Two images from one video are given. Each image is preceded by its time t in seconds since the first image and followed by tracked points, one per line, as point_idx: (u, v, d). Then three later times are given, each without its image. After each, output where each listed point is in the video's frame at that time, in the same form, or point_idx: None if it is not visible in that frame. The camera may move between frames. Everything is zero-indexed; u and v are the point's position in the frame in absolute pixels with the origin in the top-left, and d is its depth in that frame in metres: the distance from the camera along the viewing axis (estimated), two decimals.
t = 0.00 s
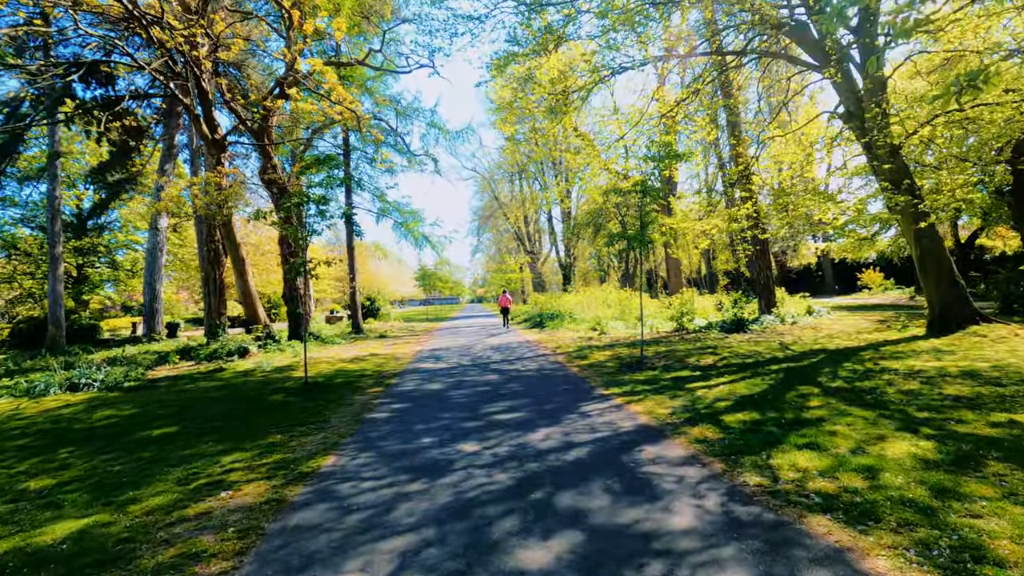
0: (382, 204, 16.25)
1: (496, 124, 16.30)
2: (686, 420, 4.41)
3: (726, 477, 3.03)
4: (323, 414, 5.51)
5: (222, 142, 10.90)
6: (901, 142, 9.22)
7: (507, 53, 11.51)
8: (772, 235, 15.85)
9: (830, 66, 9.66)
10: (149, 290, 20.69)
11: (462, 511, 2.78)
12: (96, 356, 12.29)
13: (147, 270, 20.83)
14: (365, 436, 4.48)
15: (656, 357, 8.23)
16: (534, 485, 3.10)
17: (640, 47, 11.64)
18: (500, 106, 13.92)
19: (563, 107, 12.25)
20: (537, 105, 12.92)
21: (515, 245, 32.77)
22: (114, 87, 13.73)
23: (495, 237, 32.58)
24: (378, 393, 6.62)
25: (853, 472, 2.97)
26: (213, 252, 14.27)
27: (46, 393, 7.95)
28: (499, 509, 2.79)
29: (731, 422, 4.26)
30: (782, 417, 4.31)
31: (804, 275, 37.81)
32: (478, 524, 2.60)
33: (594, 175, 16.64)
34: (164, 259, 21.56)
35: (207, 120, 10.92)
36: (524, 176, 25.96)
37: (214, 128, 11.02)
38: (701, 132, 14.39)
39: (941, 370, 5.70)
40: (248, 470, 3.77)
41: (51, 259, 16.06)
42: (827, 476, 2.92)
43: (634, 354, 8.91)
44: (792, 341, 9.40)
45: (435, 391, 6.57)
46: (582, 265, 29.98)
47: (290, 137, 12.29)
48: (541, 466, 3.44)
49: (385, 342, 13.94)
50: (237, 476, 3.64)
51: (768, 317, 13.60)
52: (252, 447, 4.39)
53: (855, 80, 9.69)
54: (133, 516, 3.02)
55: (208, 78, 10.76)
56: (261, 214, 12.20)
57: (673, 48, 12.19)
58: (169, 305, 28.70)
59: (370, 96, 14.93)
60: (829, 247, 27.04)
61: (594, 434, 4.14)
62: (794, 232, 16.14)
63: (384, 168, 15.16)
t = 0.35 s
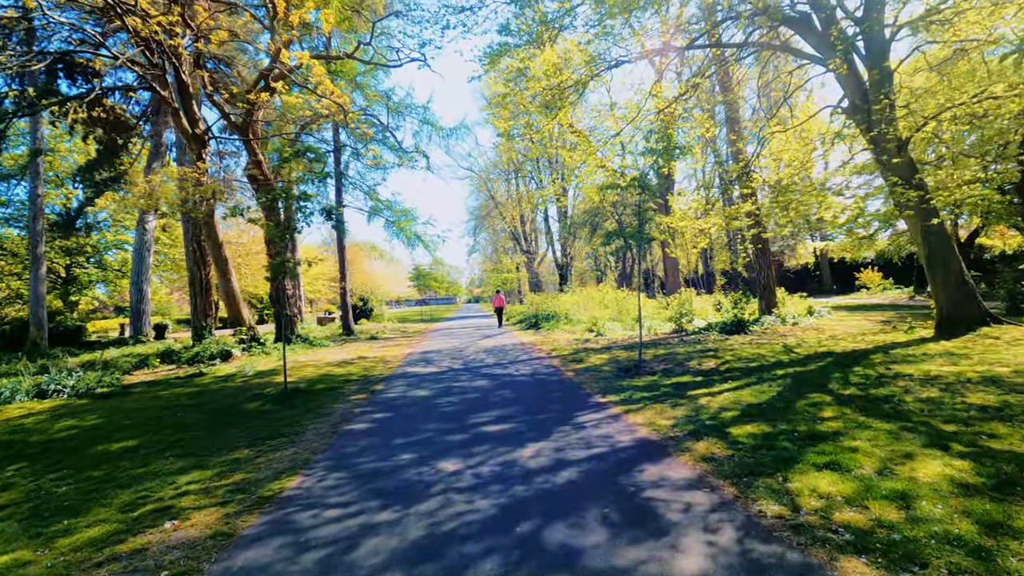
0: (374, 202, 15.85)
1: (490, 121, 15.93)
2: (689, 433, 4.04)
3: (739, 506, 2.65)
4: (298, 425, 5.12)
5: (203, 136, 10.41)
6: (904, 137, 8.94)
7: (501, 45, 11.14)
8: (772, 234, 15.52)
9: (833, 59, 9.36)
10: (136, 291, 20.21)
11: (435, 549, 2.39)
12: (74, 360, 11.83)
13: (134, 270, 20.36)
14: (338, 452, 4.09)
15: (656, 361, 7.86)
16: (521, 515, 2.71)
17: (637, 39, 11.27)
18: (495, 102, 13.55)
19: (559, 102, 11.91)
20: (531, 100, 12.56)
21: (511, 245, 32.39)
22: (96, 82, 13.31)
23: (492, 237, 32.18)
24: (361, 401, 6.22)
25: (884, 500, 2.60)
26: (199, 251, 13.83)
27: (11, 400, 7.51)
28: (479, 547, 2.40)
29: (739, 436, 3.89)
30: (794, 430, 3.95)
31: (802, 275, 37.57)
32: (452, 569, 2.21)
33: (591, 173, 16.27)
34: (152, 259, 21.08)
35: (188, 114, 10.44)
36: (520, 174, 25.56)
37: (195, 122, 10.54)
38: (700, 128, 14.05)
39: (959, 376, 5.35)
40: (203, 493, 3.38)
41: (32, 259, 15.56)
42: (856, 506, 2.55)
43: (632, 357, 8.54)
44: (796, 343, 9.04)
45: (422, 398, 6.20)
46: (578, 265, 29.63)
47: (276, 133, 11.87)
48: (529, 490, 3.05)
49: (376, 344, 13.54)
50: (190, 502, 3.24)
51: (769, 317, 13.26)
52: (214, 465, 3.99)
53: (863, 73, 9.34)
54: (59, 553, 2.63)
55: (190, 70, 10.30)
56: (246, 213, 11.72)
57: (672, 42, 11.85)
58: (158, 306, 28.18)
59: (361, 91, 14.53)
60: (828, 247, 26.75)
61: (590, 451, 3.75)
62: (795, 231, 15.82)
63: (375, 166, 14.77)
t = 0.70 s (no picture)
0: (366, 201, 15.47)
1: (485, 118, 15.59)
2: (700, 443, 3.68)
3: (766, 533, 2.30)
4: (276, 434, 4.74)
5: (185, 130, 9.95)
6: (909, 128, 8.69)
7: (496, 37, 10.79)
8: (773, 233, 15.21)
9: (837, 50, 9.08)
10: (124, 292, 19.73)
11: None
12: (54, 363, 11.40)
13: (120, 271, 19.86)
14: (314, 465, 3.72)
15: (658, 363, 7.52)
16: (515, 544, 2.35)
17: (636, 29, 10.91)
18: (490, 97, 13.20)
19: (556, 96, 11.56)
20: (527, 94, 12.22)
21: (508, 245, 32.02)
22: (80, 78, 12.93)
23: (488, 237, 31.81)
24: (346, 406, 5.85)
25: (933, 525, 2.26)
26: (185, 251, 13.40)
27: None
28: None
29: (753, 446, 3.56)
30: (816, 439, 3.60)
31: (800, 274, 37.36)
32: None
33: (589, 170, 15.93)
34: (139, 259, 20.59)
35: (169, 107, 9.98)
36: (516, 173, 25.20)
37: (177, 116, 10.08)
38: (700, 124, 13.73)
39: (986, 379, 5.00)
40: (158, 515, 3.01)
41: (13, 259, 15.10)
42: (903, 534, 2.21)
43: (633, 359, 8.18)
44: (802, 344, 8.71)
45: (411, 403, 5.83)
46: (575, 265, 29.30)
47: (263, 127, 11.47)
48: (523, 513, 2.69)
49: (368, 345, 13.19)
50: (140, 526, 2.87)
51: (772, 317, 12.96)
52: (177, 481, 3.62)
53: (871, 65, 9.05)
54: None
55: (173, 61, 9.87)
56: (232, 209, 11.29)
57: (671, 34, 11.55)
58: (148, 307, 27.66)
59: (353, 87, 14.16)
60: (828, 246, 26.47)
61: (592, 464, 3.40)
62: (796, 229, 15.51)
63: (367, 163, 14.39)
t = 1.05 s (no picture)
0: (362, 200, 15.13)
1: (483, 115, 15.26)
2: (719, 463, 3.33)
3: None
4: (255, 450, 4.39)
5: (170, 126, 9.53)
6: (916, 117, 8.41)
7: (493, 30, 10.44)
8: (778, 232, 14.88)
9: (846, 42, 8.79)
10: (115, 294, 19.32)
11: None
12: (37, 367, 11.03)
13: (111, 272, 19.44)
14: (290, 488, 3.36)
15: (663, 368, 7.17)
16: None
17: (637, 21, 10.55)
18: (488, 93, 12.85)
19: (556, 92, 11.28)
20: (526, 90, 11.91)
21: (506, 245, 31.66)
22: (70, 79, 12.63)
23: (487, 238, 31.46)
24: (333, 417, 5.48)
25: None
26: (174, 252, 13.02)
27: None
28: None
29: (777, 468, 3.21)
30: (847, 460, 3.26)
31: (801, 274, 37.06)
32: None
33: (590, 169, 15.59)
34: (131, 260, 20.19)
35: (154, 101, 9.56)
36: (515, 172, 24.85)
37: (163, 111, 9.65)
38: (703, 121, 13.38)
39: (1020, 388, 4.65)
40: (107, 552, 2.64)
41: None
42: None
43: (637, 364, 7.83)
44: (813, 348, 8.37)
45: (403, 413, 5.48)
46: (575, 265, 28.96)
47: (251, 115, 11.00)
48: (521, 554, 2.33)
49: (363, 348, 12.83)
50: (84, 567, 2.50)
51: (777, 319, 12.61)
52: (137, 507, 3.26)
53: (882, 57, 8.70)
54: None
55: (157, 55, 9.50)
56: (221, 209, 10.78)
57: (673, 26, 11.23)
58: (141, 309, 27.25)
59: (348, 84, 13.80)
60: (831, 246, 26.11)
61: (598, 490, 3.03)
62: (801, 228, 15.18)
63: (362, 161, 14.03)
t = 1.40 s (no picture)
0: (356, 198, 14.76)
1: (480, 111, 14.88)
2: (736, 482, 2.95)
3: None
4: (223, 462, 3.99)
5: (149, 117, 9.15)
6: (923, 107, 8.13)
7: (489, 20, 10.09)
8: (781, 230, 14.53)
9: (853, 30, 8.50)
10: (104, 293, 18.90)
11: None
12: (17, 369, 10.65)
13: (101, 271, 19.03)
14: (253, 510, 2.98)
15: (667, 371, 6.80)
16: None
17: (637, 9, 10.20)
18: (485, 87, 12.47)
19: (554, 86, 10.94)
20: (524, 83, 11.54)
21: (505, 245, 31.28)
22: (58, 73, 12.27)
23: (486, 237, 31.09)
24: (315, 424, 5.10)
25: None
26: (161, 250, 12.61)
27: None
28: None
29: (804, 489, 2.82)
30: (881, 478, 2.89)
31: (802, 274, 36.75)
32: None
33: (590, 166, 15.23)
34: (121, 259, 19.77)
35: (134, 91, 9.20)
36: (513, 170, 24.50)
37: (143, 102, 9.29)
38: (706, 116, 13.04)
39: None
40: None
41: None
42: None
43: (639, 366, 7.46)
44: (822, 349, 8.01)
45: (389, 420, 5.11)
46: (574, 265, 28.62)
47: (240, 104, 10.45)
48: None
49: (356, 349, 12.46)
50: None
51: (782, 319, 12.26)
52: (75, 532, 2.86)
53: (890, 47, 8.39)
54: None
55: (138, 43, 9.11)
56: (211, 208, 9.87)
57: (675, 16, 10.88)
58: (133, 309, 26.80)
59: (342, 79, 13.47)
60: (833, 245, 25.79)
61: (601, 514, 2.65)
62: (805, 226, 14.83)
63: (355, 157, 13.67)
